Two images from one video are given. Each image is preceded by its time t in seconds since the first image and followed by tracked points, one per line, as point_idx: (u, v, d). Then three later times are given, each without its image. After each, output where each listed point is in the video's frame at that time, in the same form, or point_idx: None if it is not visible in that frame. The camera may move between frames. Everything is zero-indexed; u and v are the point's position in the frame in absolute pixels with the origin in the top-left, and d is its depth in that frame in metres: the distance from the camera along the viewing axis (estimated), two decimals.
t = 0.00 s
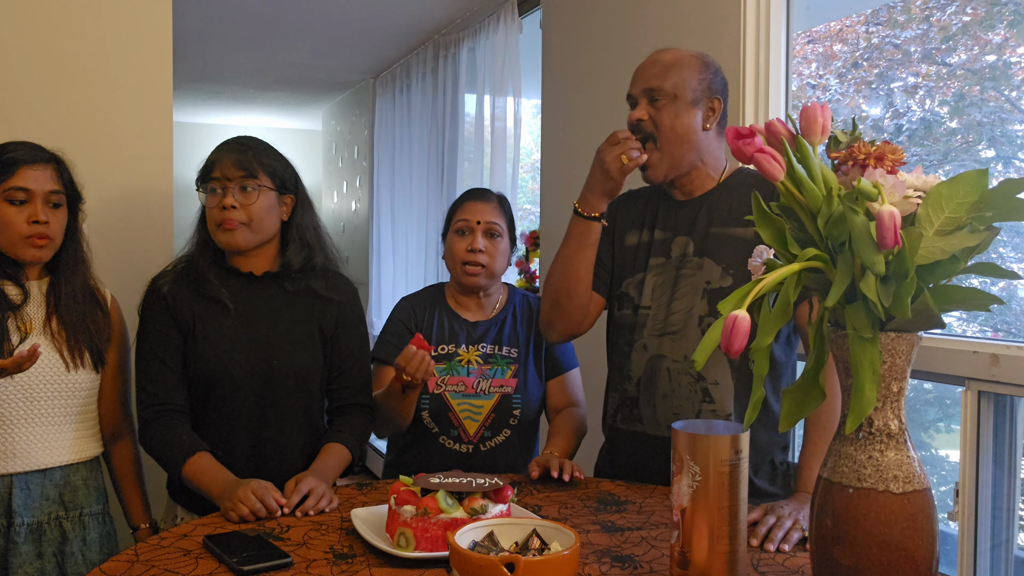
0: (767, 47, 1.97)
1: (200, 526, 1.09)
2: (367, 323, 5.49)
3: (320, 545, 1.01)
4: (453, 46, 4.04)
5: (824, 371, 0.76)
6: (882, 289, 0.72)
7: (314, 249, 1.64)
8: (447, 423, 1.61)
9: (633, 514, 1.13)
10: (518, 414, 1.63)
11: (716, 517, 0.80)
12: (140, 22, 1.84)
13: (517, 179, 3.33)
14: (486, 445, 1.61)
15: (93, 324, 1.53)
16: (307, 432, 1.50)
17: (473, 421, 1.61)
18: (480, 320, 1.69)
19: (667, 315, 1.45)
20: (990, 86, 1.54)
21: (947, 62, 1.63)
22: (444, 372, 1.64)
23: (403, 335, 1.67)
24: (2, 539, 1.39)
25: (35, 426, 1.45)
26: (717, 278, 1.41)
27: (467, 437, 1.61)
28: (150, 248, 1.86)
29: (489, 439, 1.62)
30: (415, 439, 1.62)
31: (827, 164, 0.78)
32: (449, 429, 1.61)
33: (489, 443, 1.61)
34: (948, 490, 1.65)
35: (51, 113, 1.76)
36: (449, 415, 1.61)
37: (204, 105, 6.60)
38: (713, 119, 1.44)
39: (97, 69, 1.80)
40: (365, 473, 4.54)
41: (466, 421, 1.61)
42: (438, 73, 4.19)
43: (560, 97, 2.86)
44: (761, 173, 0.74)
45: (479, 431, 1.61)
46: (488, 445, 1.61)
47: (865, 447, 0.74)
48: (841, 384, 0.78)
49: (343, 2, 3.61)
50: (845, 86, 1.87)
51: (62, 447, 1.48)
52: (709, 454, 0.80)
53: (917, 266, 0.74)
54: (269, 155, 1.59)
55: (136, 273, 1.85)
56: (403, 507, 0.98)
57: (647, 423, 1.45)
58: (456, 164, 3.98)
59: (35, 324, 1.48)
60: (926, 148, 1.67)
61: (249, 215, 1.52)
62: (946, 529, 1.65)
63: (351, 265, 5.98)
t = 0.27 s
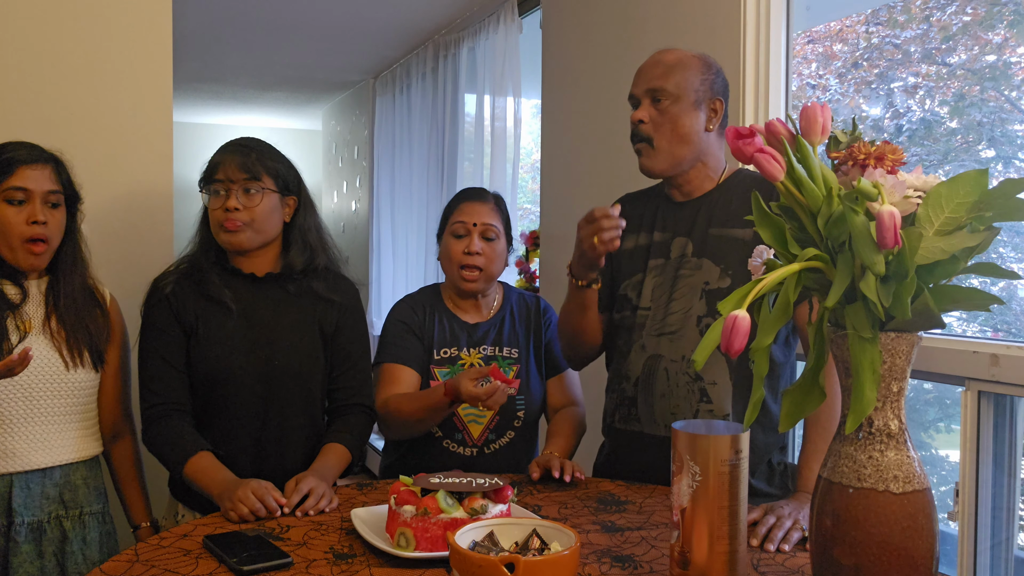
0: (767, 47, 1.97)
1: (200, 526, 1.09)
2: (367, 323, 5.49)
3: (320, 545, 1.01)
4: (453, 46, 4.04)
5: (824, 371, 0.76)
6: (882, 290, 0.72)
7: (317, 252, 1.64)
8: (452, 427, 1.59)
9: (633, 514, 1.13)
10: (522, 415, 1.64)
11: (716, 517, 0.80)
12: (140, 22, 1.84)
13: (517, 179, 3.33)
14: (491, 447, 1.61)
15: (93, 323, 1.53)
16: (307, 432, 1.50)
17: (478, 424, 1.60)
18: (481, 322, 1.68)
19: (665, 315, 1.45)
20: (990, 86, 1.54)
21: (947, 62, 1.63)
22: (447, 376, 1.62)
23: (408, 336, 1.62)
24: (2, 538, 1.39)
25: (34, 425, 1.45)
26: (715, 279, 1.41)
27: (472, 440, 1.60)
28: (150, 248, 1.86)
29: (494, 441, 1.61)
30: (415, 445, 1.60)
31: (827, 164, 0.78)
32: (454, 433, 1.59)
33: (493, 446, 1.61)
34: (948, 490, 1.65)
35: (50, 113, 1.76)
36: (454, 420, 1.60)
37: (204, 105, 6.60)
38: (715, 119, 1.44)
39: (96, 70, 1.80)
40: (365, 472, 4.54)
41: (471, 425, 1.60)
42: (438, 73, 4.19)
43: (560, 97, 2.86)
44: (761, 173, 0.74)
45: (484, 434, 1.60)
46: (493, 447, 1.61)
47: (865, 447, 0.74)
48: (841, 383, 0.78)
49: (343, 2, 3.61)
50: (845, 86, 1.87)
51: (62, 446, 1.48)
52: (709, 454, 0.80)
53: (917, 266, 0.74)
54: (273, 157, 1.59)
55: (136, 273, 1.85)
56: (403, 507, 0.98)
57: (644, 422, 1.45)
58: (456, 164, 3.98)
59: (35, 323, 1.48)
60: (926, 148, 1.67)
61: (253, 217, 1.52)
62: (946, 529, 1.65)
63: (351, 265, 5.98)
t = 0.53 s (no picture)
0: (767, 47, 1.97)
1: (200, 526, 1.09)
2: (367, 323, 5.49)
3: (320, 545, 1.01)
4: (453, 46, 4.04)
5: (824, 371, 0.76)
6: (882, 290, 0.72)
7: (316, 252, 1.63)
8: (455, 431, 1.59)
9: (633, 514, 1.13)
10: (525, 417, 1.64)
11: (716, 518, 0.80)
12: (139, 22, 1.84)
13: (517, 179, 3.33)
14: (493, 450, 1.61)
15: (91, 323, 1.53)
16: (307, 432, 1.50)
17: (481, 428, 1.60)
18: (480, 324, 1.67)
19: (663, 315, 1.45)
20: (990, 86, 1.54)
21: (947, 62, 1.63)
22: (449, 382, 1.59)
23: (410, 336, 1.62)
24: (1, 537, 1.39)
25: (33, 424, 1.45)
26: (712, 279, 1.40)
27: (475, 444, 1.60)
28: (149, 247, 1.86)
29: (496, 444, 1.61)
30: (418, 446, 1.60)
31: (827, 164, 0.78)
32: (456, 437, 1.59)
33: (496, 449, 1.61)
34: (948, 490, 1.65)
35: (49, 113, 1.76)
36: (457, 424, 1.59)
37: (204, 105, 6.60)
38: (715, 120, 1.45)
39: (95, 69, 1.80)
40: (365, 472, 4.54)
41: (474, 429, 1.59)
42: (438, 73, 4.19)
43: (560, 97, 2.86)
44: (761, 173, 0.74)
45: (487, 438, 1.60)
46: (495, 450, 1.61)
47: (865, 447, 0.74)
48: (841, 383, 0.78)
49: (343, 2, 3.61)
50: (845, 86, 1.87)
51: (61, 446, 1.48)
52: (709, 454, 0.80)
53: (917, 266, 0.74)
54: (289, 164, 1.58)
55: (135, 273, 1.85)
56: (403, 507, 0.98)
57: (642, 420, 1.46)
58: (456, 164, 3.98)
59: (34, 323, 1.48)
60: (926, 148, 1.67)
61: (270, 223, 1.52)
62: (946, 529, 1.65)
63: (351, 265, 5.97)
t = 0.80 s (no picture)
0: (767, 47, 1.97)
1: (200, 526, 1.09)
2: (367, 323, 5.49)
3: (320, 545, 1.01)
4: (453, 46, 4.04)
5: (824, 371, 0.76)
6: (882, 289, 0.72)
7: (318, 255, 1.62)
8: (452, 432, 1.59)
9: (633, 514, 1.13)
10: (523, 419, 1.64)
11: (716, 517, 0.80)
12: (138, 22, 1.84)
13: (517, 179, 3.32)
14: (491, 451, 1.62)
15: (90, 323, 1.53)
16: (307, 432, 1.50)
17: (478, 429, 1.60)
18: (479, 326, 1.67)
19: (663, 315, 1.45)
20: (990, 86, 1.54)
21: (947, 62, 1.63)
22: (445, 382, 1.60)
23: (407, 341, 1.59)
24: None
25: (31, 424, 1.45)
26: (712, 279, 1.40)
27: (473, 445, 1.61)
28: (149, 247, 1.86)
29: (494, 446, 1.62)
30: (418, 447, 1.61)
31: (827, 164, 0.78)
32: (454, 438, 1.60)
33: (493, 450, 1.62)
34: (948, 490, 1.65)
35: (48, 113, 1.76)
36: (454, 425, 1.59)
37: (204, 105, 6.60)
38: (712, 120, 1.45)
39: (94, 70, 1.80)
40: (365, 472, 4.53)
41: (471, 430, 1.60)
42: (438, 73, 4.19)
43: (560, 97, 2.86)
44: (761, 173, 0.74)
45: (484, 439, 1.61)
46: (493, 452, 1.62)
47: (866, 447, 0.74)
48: (841, 383, 0.78)
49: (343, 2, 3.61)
50: (845, 86, 1.87)
51: (60, 446, 1.48)
52: (709, 454, 0.80)
53: (917, 266, 0.74)
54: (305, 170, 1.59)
55: (134, 273, 1.85)
56: (403, 507, 0.98)
57: (642, 421, 1.46)
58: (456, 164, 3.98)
59: (33, 322, 1.48)
60: (926, 148, 1.67)
61: (284, 227, 1.53)
62: (946, 529, 1.65)
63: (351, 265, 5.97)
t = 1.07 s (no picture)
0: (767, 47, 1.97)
1: (200, 526, 1.09)
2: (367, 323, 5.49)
3: (320, 545, 1.01)
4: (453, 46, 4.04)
5: (824, 371, 0.76)
6: (882, 290, 0.72)
7: (321, 256, 1.63)
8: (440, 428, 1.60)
9: (633, 514, 1.13)
10: (512, 417, 1.63)
11: (716, 517, 0.80)
12: (137, 22, 1.84)
13: (517, 179, 3.32)
14: (480, 449, 1.61)
15: (89, 323, 1.53)
16: (306, 432, 1.50)
17: (466, 426, 1.60)
18: (471, 322, 1.68)
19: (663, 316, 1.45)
20: (990, 86, 1.54)
21: (947, 62, 1.63)
22: (434, 377, 1.62)
23: (396, 337, 1.62)
24: None
25: (30, 424, 1.45)
26: (712, 279, 1.40)
27: (461, 442, 1.60)
28: (148, 248, 1.86)
29: (483, 443, 1.61)
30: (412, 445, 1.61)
31: (827, 164, 0.77)
32: (443, 435, 1.59)
33: (482, 447, 1.60)
34: (948, 490, 1.65)
35: (46, 113, 1.76)
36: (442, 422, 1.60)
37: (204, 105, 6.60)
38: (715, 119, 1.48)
39: (93, 69, 1.80)
40: (365, 472, 4.53)
41: (459, 426, 1.60)
42: (438, 73, 4.19)
43: (560, 97, 2.86)
44: (761, 173, 0.74)
45: (473, 436, 1.60)
46: (482, 449, 1.61)
47: (866, 447, 0.74)
48: (841, 383, 0.78)
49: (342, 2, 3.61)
50: (845, 86, 1.87)
51: (58, 446, 1.48)
52: (709, 454, 0.80)
53: (917, 266, 0.74)
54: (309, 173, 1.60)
55: (133, 273, 1.85)
56: (403, 507, 0.98)
57: (643, 421, 1.46)
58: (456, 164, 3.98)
59: (31, 322, 1.48)
60: (926, 148, 1.67)
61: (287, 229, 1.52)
62: (946, 529, 1.65)
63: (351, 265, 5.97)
